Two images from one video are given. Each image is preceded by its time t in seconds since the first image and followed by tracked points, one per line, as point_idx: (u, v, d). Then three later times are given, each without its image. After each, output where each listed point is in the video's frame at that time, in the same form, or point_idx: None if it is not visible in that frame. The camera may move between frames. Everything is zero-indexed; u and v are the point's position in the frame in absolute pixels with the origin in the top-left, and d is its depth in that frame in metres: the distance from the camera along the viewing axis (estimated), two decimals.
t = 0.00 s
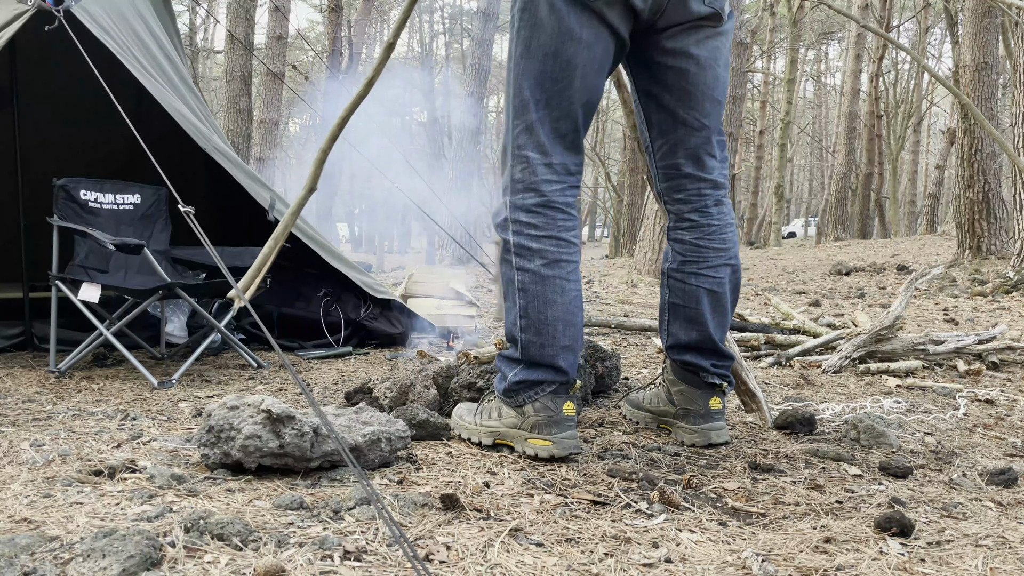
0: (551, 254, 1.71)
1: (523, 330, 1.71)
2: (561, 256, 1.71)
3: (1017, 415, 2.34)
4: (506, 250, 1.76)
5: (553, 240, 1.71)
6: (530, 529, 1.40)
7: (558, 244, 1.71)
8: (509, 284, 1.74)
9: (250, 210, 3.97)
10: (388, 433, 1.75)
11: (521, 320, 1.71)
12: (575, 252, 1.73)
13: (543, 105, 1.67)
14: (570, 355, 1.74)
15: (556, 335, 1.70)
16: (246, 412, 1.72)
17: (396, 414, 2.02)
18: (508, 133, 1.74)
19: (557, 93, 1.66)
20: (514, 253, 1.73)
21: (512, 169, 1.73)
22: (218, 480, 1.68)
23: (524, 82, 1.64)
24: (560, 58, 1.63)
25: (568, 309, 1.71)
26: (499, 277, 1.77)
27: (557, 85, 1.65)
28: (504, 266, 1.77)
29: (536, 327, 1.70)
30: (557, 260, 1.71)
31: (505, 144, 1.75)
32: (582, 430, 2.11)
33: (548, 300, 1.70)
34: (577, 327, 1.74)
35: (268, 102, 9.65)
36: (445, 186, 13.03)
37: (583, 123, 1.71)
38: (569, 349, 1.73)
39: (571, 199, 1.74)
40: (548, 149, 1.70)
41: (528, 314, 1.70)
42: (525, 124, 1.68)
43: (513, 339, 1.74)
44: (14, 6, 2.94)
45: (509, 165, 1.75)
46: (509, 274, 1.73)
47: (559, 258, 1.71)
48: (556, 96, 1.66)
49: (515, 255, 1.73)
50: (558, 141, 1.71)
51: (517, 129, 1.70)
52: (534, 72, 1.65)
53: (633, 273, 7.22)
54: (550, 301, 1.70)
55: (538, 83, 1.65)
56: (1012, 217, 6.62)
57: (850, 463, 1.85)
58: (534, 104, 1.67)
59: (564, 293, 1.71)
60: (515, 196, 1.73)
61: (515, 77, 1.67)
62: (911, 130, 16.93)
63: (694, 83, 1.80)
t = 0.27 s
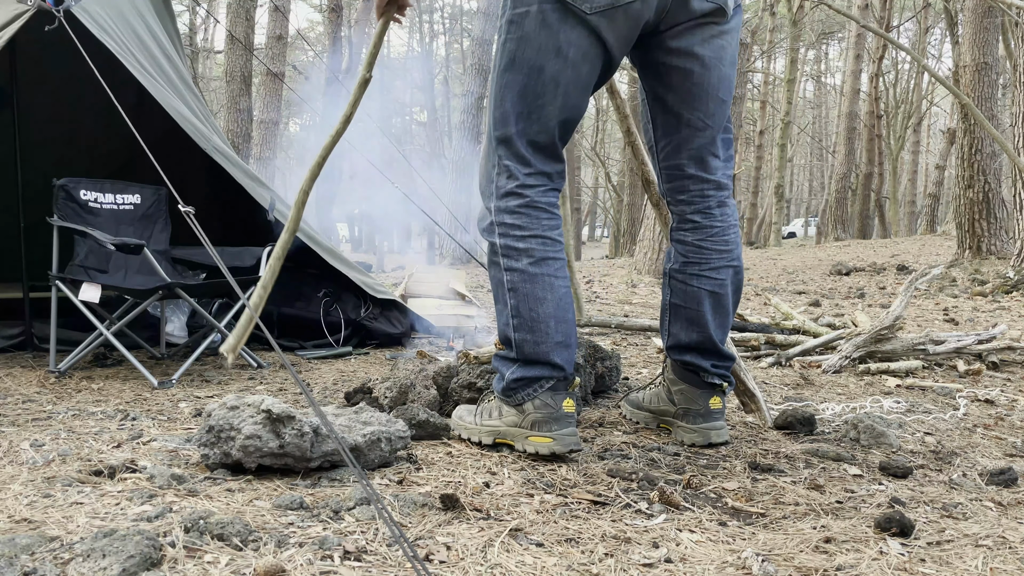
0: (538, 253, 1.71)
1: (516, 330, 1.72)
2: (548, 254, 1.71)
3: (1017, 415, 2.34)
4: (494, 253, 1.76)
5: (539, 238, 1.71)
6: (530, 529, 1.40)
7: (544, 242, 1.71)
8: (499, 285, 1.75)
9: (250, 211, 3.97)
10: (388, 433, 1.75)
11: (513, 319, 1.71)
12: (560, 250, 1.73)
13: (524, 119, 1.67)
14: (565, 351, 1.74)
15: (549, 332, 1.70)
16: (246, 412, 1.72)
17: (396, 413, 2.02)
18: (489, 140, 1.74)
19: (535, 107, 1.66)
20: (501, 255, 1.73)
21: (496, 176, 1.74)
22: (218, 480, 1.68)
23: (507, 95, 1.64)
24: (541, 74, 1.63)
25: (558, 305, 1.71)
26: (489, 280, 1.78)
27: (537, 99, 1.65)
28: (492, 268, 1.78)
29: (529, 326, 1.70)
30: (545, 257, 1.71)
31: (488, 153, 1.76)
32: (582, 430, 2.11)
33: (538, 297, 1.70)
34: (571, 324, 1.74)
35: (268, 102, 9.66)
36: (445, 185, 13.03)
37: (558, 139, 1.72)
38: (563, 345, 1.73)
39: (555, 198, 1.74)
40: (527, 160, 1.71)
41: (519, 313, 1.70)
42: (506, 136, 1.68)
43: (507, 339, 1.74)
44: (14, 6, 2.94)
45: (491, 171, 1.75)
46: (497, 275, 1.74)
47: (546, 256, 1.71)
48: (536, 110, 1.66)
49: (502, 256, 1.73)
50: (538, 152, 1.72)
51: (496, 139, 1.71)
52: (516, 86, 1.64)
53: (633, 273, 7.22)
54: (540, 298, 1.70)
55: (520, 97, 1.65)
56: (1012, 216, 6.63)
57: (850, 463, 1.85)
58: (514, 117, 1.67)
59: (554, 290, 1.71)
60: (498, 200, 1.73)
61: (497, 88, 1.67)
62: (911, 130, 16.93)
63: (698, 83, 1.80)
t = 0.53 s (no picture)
0: (529, 253, 1.71)
1: (510, 331, 1.71)
2: (538, 254, 1.71)
3: (1017, 415, 2.34)
4: (484, 255, 1.76)
5: (529, 239, 1.71)
6: (530, 530, 1.40)
7: (534, 243, 1.71)
8: (491, 288, 1.74)
9: (251, 211, 3.96)
10: (387, 433, 1.75)
11: (507, 321, 1.71)
12: (550, 249, 1.73)
13: (507, 124, 1.67)
14: (560, 351, 1.74)
15: (543, 332, 1.70)
16: (246, 412, 1.72)
17: (396, 414, 2.02)
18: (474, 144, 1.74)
19: (520, 113, 1.65)
20: (492, 257, 1.73)
21: (483, 178, 1.74)
22: (218, 480, 1.68)
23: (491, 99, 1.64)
24: (527, 80, 1.63)
25: (551, 305, 1.71)
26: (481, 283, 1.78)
27: (521, 105, 1.65)
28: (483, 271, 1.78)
29: (523, 327, 1.70)
30: (535, 257, 1.71)
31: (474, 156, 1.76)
32: (582, 430, 2.11)
33: (531, 298, 1.70)
34: (565, 324, 1.74)
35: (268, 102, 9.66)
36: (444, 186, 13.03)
37: (541, 146, 1.71)
38: (558, 344, 1.73)
39: (543, 199, 1.75)
40: (514, 163, 1.71)
41: (513, 315, 1.70)
42: (492, 140, 1.69)
43: (502, 340, 1.74)
44: (14, 6, 2.93)
45: (478, 174, 1.75)
46: (489, 278, 1.74)
47: (536, 256, 1.71)
48: (520, 115, 1.66)
49: (493, 258, 1.73)
50: (524, 155, 1.72)
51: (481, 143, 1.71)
52: (501, 91, 1.64)
53: (633, 273, 7.22)
54: (532, 299, 1.70)
55: (505, 102, 1.65)
56: (1012, 217, 6.63)
57: (850, 463, 1.85)
58: (499, 122, 1.67)
59: (547, 290, 1.71)
60: (487, 203, 1.73)
61: (483, 94, 1.66)
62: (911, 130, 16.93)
63: (695, 83, 1.80)
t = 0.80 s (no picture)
0: (525, 254, 1.71)
1: (509, 332, 1.71)
2: (534, 255, 1.72)
3: (1017, 415, 2.34)
4: (480, 257, 1.76)
5: (525, 240, 1.71)
6: (530, 530, 1.40)
7: (530, 244, 1.72)
8: (488, 289, 1.74)
9: (251, 211, 3.96)
10: (387, 433, 1.75)
11: (505, 322, 1.71)
12: (545, 250, 1.73)
13: (501, 125, 1.67)
14: (559, 351, 1.74)
15: (541, 333, 1.70)
16: (246, 412, 1.72)
17: (396, 414, 2.02)
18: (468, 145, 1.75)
19: (513, 114, 1.65)
20: (488, 258, 1.73)
21: (478, 180, 1.74)
22: (218, 480, 1.68)
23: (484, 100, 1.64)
24: (520, 81, 1.63)
25: (548, 306, 1.71)
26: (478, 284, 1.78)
27: (514, 106, 1.64)
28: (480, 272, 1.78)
29: (522, 328, 1.70)
30: (531, 259, 1.71)
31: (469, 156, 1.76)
32: (583, 430, 2.12)
33: (528, 299, 1.70)
34: (562, 325, 1.74)
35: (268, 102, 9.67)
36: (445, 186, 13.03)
37: (535, 146, 1.72)
38: (556, 344, 1.73)
39: (538, 199, 1.75)
40: (508, 164, 1.72)
41: (510, 316, 1.70)
42: (485, 141, 1.69)
43: (501, 341, 1.74)
44: (14, 6, 2.93)
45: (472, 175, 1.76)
46: (486, 279, 1.74)
47: (533, 257, 1.72)
48: (513, 116, 1.66)
49: (489, 260, 1.73)
50: (518, 156, 1.72)
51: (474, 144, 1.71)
52: (494, 92, 1.64)
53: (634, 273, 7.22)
54: (530, 300, 1.70)
55: (498, 103, 1.65)
56: (1012, 217, 6.63)
57: (850, 463, 1.85)
58: (492, 123, 1.67)
59: (544, 291, 1.72)
60: (482, 204, 1.73)
61: (477, 95, 1.67)
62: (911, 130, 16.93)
63: (687, 84, 1.80)
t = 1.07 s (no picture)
0: (528, 256, 1.71)
1: (510, 334, 1.71)
2: (537, 256, 1.72)
3: (1017, 416, 2.34)
4: (483, 257, 1.75)
5: (528, 241, 1.71)
6: (530, 529, 1.40)
7: (533, 246, 1.72)
8: (491, 290, 1.74)
9: (251, 211, 3.96)
10: (387, 433, 1.75)
11: (506, 323, 1.71)
12: (548, 253, 1.74)
13: (506, 122, 1.67)
14: (560, 354, 1.74)
15: (543, 335, 1.70)
16: (246, 412, 1.72)
17: (396, 414, 2.02)
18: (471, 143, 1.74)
19: (519, 110, 1.65)
20: (490, 260, 1.73)
21: (481, 179, 1.74)
22: (218, 480, 1.68)
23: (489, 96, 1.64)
24: (524, 77, 1.62)
25: (550, 308, 1.71)
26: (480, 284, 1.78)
27: (519, 101, 1.64)
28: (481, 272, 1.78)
29: (523, 330, 1.70)
30: (534, 261, 1.71)
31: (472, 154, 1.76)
32: (583, 430, 2.12)
33: (530, 301, 1.70)
34: (564, 326, 1.75)
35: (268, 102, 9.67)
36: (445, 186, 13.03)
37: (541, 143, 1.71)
38: (557, 346, 1.74)
39: (540, 199, 1.75)
40: (512, 162, 1.72)
41: (512, 318, 1.70)
42: (490, 139, 1.68)
43: (502, 342, 1.74)
44: (14, 6, 2.92)
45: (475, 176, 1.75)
46: (488, 280, 1.74)
47: (536, 259, 1.72)
48: (518, 112, 1.65)
49: (491, 261, 1.73)
50: (522, 153, 1.72)
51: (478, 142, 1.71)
52: (498, 88, 1.64)
53: (634, 273, 7.22)
54: (532, 302, 1.70)
55: (502, 98, 1.65)
56: (1012, 216, 6.63)
57: (850, 463, 1.85)
58: (497, 120, 1.66)
59: (546, 293, 1.72)
60: (486, 205, 1.74)
61: (481, 91, 1.66)
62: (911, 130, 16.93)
63: (685, 85, 1.80)
